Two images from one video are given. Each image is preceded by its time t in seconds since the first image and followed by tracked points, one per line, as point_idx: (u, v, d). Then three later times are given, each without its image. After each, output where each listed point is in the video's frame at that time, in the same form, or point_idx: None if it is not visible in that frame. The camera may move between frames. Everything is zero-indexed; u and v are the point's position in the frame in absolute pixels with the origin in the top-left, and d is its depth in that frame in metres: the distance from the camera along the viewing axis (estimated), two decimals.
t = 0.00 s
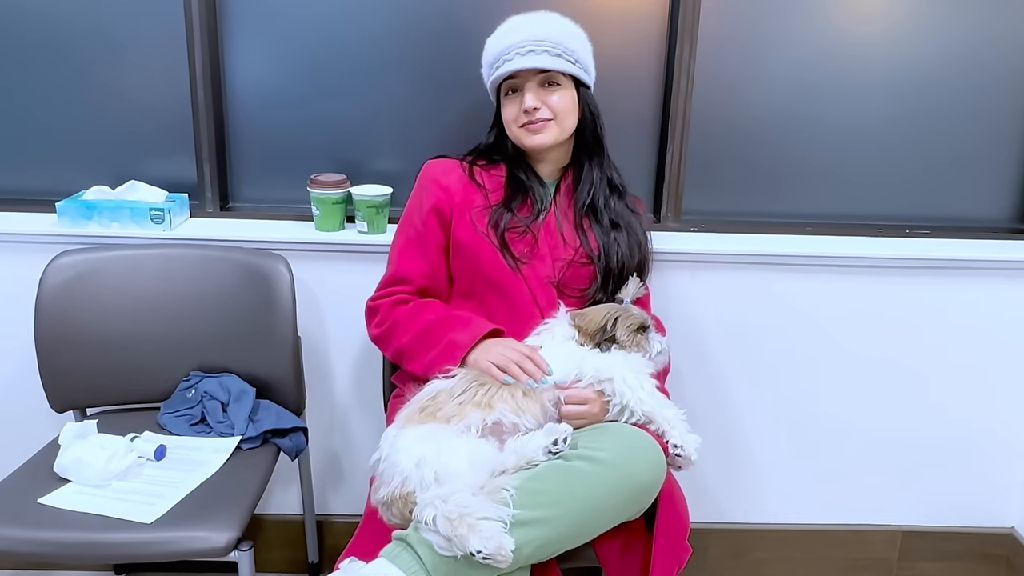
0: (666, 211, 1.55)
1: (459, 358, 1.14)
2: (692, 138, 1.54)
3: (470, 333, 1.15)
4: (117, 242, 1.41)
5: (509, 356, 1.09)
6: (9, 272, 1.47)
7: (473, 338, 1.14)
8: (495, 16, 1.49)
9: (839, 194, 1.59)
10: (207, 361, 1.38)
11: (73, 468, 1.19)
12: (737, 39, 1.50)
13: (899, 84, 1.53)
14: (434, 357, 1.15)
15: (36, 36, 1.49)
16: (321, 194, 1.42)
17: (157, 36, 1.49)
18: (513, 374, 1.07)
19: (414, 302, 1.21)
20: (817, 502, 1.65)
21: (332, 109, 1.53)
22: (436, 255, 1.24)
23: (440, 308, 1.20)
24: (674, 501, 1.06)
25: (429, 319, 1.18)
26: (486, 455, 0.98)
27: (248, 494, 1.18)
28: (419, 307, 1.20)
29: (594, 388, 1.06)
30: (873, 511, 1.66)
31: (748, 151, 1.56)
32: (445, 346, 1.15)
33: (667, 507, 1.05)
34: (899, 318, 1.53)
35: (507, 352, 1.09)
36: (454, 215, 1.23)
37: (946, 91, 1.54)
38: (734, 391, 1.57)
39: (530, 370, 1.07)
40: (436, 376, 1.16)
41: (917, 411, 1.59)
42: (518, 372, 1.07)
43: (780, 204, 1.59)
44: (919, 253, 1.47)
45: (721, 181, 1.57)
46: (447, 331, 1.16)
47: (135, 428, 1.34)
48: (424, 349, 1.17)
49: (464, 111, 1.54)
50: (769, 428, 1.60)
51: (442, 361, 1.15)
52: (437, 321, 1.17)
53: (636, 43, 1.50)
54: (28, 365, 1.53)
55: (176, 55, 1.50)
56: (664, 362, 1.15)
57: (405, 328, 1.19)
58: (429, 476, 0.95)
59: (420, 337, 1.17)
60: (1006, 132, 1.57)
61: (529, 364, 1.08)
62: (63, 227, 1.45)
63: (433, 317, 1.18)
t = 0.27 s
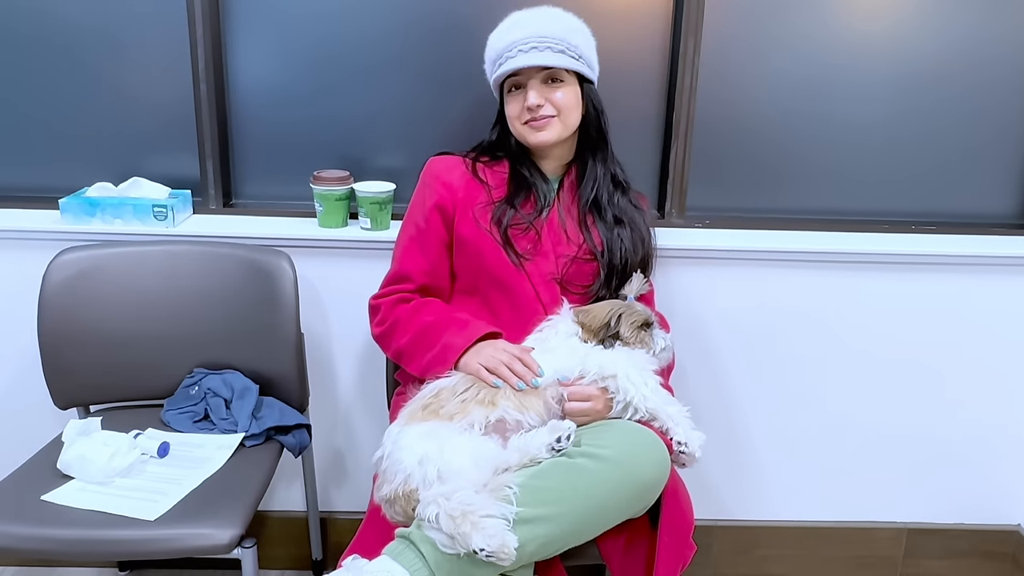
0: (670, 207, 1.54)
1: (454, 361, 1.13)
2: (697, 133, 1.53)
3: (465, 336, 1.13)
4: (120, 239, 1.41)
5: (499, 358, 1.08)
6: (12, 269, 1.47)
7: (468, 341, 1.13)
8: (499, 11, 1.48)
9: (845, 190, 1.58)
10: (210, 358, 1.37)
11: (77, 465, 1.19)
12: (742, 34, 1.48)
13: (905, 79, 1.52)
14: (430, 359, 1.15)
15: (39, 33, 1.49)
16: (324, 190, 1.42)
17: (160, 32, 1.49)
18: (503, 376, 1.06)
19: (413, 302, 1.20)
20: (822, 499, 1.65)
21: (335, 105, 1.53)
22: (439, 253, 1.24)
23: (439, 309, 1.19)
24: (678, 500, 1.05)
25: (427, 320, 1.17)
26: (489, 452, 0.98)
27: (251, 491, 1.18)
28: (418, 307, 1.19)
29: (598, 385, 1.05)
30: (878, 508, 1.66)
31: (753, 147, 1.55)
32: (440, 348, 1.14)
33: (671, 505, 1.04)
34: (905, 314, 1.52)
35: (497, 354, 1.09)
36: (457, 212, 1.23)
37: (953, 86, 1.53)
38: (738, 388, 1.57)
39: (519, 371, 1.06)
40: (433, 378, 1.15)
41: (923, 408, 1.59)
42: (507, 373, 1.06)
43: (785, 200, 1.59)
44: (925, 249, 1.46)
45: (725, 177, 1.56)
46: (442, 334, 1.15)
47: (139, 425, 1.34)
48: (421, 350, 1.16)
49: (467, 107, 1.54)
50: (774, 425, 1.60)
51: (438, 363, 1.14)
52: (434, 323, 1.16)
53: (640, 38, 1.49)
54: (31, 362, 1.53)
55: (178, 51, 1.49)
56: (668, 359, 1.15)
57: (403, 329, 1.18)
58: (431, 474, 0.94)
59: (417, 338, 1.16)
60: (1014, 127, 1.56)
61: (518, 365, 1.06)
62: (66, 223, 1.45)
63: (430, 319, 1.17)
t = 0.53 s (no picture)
0: (669, 208, 1.54)
1: (445, 370, 1.12)
2: (696, 135, 1.53)
3: (457, 345, 1.13)
4: (118, 242, 1.40)
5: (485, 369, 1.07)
6: (10, 271, 1.47)
7: (461, 350, 1.12)
8: (498, 13, 1.48)
9: (845, 191, 1.58)
10: (209, 360, 1.37)
11: (74, 469, 1.18)
12: (742, 35, 1.48)
13: (905, 80, 1.52)
14: (423, 367, 1.14)
15: (37, 35, 1.48)
16: (323, 193, 1.42)
17: (159, 34, 1.48)
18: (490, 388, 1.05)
19: (408, 307, 1.20)
20: (822, 502, 1.64)
21: (334, 107, 1.53)
22: (438, 256, 1.24)
23: (434, 315, 1.19)
24: (679, 503, 1.04)
25: (421, 327, 1.16)
26: (490, 457, 0.97)
27: (250, 495, 1.18)
28: (414, 313, 1.19)
29: (598, 388, 1.05)
30: (879, 510, 1.65)
31: (753, 148, 1.55)
32: (432, 356, 1.13)
33: (671, 508, 1.04)
34: (905, 316, 1.52)
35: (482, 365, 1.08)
36: (456, 215, 1.23)
37: (953, 87, 1.53)
38: (738, 390, 1.56)
39: (506, 382, 1.05)
40: (426, 385, 1.14)
41: (923, 410, 1.58)
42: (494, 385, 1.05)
43: (785, 201, 1.58)
44: (925, 251, 1.45)
45: (725, 178, 1.56)
46: (435, 341, 1.14)
47: (137, 429, 1.33)
48: (413, 357, 1.15)
49: (466, 109, 1.53)
50: (773, 427, 1.59)
51: (431, 371, 1.13)
52: (428, 330, 1.15)
53: (640, 39, 1.49)
54: (30, 364, 1.52)
55: (177, 53, 1.49)
56: (669, 362, 1.14)
57: (398, 335, 1.17)
58: (431, 478, 0.94)
59: (411, 345, 1.16)
60: (1014, 128, 1.55)
61: (504, 375, 1.05)
62: (64, 226, 1.44)
63: (424, 326, 1.16)
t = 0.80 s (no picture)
0: (673, 205, 1.54)
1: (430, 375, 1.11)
2: (700, 131, 1.52)
3: (442, 350, 1.12)
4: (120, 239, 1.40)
5: (461, 379, 1.07)
6: (12, 269, 1.47)
7: (445, 356, 1.12)
8: (500, 9, 1.47)
9: (848, 187, 1.57)
10: (211, 358, 1.37)
11: (77, 467, 1.18)
12: (746, 30, 1.47)
13: (910, 75, 1.51)
14: (411, 370, 1.14)
15: (37, 32, 1.48)
16: (325, 190, 1.41)
17: (159, 31, 1.48)
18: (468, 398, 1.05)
19: (404, 308, 1.20)
20: (825, 499, 1.64)
21: (335, 104, 1.52)
22: (439, 254, 1.23)
23: (427, 317, 1.18)
24: (682, 500, 1.04)
25: (412, 330, 1.16)
26: (492, 454, 0.97)
27: (252, 493, 1.17)
28: (409, 313, 1.19)
29: (601, 384, 1.04)
30: (883, 507, 1.64)
31: (757, 144, 1.54)
32: (419, 360, 1.13)
33: (675, 505, 1.03)
34: (910, 312, 1.51)
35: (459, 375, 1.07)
36: (458, 213, 1.22)
37: (959, 82, 1.52)
38: (742, 387, 1.56)
39: (481, 393, 1.05)
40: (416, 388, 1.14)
41: (928, 407, 1.57)
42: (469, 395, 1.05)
43: (788, 197, 1.57)
44: (930, 247, 1.45)
45: (728, 174, 1.55)
46: (422, 346, 1.14)
47: (139, 426, 1.33)
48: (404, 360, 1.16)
49: (468, 105, 1.53)
50: (777, 423, 1.59)
51: (419, 375, 1.13)
52: (417, 333, 1.15)
53: (643, 35, 1.48)
54: (32, 362, 1.52)
55: (177, 50, 1.49)
56: (671, 358, 1.14)
57: (391, 336, 1.18)
58: (433, 476, 0.93)
59: (401, 347, 1.16)
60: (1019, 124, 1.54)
61: (479, 386, 1.05)
62: (66, 224, 1.44)
63: (413, 329, 1.16)
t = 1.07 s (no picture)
0: (674, 201, 1.53)
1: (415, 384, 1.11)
2: (701, 127, 1.52)
3: (426, 360, 1.12)
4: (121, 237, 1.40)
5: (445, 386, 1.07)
6: (13, 266, 1.47)
7: (428, 365, 1.11)
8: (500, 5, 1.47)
9: (850, 183, 1.57)
10: (212, 356, 1.37)
11: (78, 464, 1.18)
12: (747, 26, 1.47)
13: (912, 71, 1.50)
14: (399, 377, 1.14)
15: (37, 30, 1.48)
16: (325, 187, 1.41)
17: (159, 28, 1.48)
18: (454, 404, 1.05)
19: (399, 309, 1.20)
20: (827, 496, 1.64)
21: (335, 101, 1.52)
22: (439, 251, 1.23)
23: (419, 323, 1.18)
24: (683, 496, 1.04)
25: (403, 337, 1.16)
26: (492, 450, 0.97)
27: (253, 490, 1.17)
28: (406, 314, 1.19)
29: (602, 381, 1.04)
30: (885, 504, 1.64)
31: (758, 140, 1.53)
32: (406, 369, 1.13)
33: (676, 502, 1.03)
34: (911, 308, 1.51)
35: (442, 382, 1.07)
36: (458, 210, 1.22)
37: (961, 78, 1.51)
38: (743, 384, 1.55)
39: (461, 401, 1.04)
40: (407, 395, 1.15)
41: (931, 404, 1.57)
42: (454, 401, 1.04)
43: (789, 194, 1.57)
44: (932, 243, 1.44)
45: (729, 171, 1.55)
46: (408, 355, 1.14)
47: (141, 424, 1.33)
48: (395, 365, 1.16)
49: (469, 102, 1.52)
50: (778, 420, 1.58)
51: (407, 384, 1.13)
52: (406, 342, 1.15)
53: (644, 31, 1.48)
54: (33, 360, 1.52)
55: (177, 47, 1.48)
56: (673, 355, 1.13)
57: (385, 340, 1.19)
58: (434, 473, 0.93)
59: (392, 354, 1.17)
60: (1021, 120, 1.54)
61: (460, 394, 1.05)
62: (67, 221, 1.44)
63: (403, 336, 1.16)
